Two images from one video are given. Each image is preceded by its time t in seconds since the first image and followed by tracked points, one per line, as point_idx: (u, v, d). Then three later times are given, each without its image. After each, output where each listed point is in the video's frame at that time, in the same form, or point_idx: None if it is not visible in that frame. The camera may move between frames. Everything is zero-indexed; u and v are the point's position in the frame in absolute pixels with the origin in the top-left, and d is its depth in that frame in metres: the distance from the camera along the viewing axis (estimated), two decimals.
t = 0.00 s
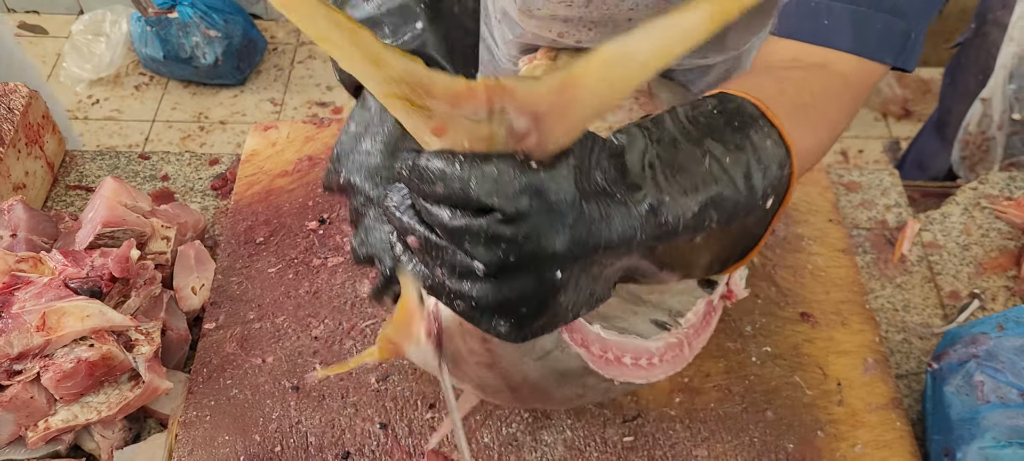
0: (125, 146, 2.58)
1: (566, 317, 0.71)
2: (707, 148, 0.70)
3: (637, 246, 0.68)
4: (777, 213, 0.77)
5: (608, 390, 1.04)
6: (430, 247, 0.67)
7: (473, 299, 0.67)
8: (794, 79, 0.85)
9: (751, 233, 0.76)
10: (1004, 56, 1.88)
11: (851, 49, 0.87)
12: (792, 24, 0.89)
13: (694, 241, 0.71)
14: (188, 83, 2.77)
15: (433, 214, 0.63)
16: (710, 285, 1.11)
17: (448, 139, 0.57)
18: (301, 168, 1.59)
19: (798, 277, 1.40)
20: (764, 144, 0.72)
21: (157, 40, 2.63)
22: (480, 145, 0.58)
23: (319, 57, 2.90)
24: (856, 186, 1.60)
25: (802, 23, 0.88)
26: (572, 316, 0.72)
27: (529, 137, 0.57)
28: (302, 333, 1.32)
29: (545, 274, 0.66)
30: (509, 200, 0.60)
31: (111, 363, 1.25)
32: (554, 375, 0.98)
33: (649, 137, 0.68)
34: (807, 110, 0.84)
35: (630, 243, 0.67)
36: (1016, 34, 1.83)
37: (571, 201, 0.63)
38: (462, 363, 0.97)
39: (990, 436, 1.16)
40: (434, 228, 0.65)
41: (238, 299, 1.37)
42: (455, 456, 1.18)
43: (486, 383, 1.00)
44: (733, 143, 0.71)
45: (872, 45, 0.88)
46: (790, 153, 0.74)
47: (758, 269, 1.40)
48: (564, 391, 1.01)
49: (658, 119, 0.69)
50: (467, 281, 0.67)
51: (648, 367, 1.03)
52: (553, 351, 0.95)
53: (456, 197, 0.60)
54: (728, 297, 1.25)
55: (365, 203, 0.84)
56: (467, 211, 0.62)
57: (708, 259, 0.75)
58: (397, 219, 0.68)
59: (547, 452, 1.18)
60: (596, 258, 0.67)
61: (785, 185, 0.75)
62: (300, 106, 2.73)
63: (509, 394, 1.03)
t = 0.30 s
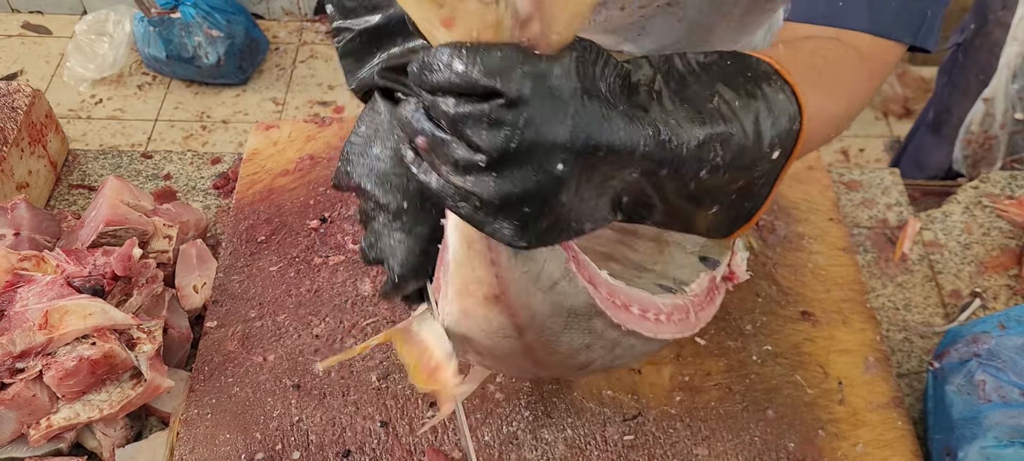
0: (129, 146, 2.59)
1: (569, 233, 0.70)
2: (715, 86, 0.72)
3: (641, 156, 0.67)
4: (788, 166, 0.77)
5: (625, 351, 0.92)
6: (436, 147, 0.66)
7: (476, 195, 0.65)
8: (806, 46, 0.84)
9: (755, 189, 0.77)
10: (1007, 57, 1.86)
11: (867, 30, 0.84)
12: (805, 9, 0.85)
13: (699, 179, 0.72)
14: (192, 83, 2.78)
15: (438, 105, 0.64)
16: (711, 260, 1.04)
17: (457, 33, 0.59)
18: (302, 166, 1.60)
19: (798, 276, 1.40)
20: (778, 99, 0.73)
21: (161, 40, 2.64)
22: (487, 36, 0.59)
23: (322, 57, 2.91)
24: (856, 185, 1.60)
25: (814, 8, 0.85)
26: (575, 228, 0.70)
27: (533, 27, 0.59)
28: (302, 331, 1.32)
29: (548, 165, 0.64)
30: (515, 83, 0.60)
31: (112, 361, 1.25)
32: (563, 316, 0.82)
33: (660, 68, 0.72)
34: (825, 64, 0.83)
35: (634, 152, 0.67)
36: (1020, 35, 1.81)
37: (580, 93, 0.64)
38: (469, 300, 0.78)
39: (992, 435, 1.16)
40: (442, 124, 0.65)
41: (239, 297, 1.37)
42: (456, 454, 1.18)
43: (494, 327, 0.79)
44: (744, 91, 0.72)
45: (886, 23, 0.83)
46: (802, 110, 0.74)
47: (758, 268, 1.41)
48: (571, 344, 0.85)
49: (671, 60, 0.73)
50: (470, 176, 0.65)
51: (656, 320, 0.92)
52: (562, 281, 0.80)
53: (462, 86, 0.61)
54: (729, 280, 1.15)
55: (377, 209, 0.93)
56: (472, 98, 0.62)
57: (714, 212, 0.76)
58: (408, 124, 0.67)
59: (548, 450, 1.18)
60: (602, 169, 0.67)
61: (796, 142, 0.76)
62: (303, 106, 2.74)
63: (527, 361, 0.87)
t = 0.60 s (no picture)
0: (129, 144, 2.59)
1: (567, 178, 0.65)
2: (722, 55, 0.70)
3: (647, 112, 0.65)
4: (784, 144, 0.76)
5: (632, 311, 0.86)
6: (444, 73, 0.62)
7: (479, 124, 0.61)
8: (814, 27, 0.86)
9: (750, 161, 0.76)
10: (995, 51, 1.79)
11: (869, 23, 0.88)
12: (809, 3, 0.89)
13: (696, 145, 0.70)
14: (192, 81, 2.78)
15: (451, 30, 0.61)
16: (714, 239, 1.04)
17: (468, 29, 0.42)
18: (305, 165, 1.60)
19: (800, 274, 1.40)
20: (783, 77, 0.73)
21: (161, 38, 2.63)
22: None
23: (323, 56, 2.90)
24: (858, 183, 1.60)
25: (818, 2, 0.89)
26: (577, 176, 0.66)
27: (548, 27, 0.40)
28: (305, 330, 1.32)
29: (552, 102, 0.61)
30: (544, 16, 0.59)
31: (114, 359, 1.25)
32: (567, 263, 0.75)
33: (671, 27, 0.69)
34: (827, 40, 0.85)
35: (642, 105, 0.64)
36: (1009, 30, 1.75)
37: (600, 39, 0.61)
38: (472, 249, 0.71)
39: (993, 433, 1.16)
40: (456, 49, 0.62)
41: (241, 295, 1.37)
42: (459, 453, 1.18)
43: (497, 278, 0.73)
44: (750, 63, 0.71)
45: (886, 17, 0.88)
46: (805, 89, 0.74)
47: (760, 266, 1.41)
48: (575, 295, 0.78)
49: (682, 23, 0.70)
50: (477, 105, 0.61)
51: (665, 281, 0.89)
52: (565, 225, 0.73)
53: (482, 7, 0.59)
54: (732, 262, 1.12)
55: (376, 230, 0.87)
56: (488, 26, 0.60)
57: (711, 177, 0.75)
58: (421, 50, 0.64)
59: (551, 448, 1.18)
60: (610, 119, 0.64)
61: (795, 119, 0.75)
62: (304, 104, 2.74)
63: (534, 324, 0.79)
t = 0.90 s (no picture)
0: (131, 143, 2.59)
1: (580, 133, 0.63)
2: (728, 26, 0.66)
3: (658, 75, 0.62)
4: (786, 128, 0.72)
5: (638, 281, 0.92)
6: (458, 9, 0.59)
7: (485, 59, 0.58)
8: (815, 15, 0.87)
9: (751, 142, 0.72)
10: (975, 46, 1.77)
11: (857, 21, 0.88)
12: None
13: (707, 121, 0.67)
14: (193, 80, 2.78)
15: None
16: (718, 228, 1.13)
17: None
18: (305, 165, 1.60)
19: (800, 274, 1.40)
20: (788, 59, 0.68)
21: (162, 37, 2.63)
22: None
23: (324, 55, 2.90)
24: (858, 183, 1.61)
25: None
26: (582, 130, 0.63)
27: None
28: (306, 329, 1.33)
29: (571, 51, 0.59)
30: None
31: (115, 359, 1.25)
32: (577, 222, 0.82)
33: None
34: None
35: (656, 67, 0.62)
36: (989, 23, 1.72)
37: None
38: (483, 205, 0.78)
39: (994, 434, 1.16)
40: None
41: (242, 295, 1.38)
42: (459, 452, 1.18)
43: (505, 235, 0.80)
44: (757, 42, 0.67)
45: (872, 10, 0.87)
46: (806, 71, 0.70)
47: (760, 266, 1.41)
48: (584, 257, 0.85)
49: None
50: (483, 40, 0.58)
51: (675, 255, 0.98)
52: (575, 183, 0.79)
53: None
54: (734, 252, 1.25)
55: (362, 181, 0.77)
56: None
57: (713, 157, 0.71)
58: None
59: (551, 448, 1.18)
60: (624, 76, 0.62)
61: (796, 101, 0.71)
62: (305, 104, 2.74)
63: (538, 288, 0.86)
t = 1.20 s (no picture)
0: (127, 142, 2.59)
1: (648, 173, 0.72)
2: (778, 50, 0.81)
3: (731, 112, 0.73)
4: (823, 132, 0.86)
5: (672, 304, 0.93)
6: (543, 56, 0.68)
7: (577, 113, 0.67)
8: None
9: (789, 149, 0.87)
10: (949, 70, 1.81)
11: None
12: None
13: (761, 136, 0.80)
14: (190, 79, 2.77)
15: (562, 18, 0.66)
16: (732, 240, 1.11)
17: None
18: (305, 164, 1.60)
19: (799, 273, 1.40)
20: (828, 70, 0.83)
21: (161, 36, 2.63)
22: None
23: (322, 54, 2.90)
24: (857, 183, 1.62)
25: None
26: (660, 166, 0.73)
27: None
28: (306, 329, 1.33)
29: (656, 101, 0.67)
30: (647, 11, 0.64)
31: (115, 358, 1.25)
32: (627, 253, 0.81)
33: (745, 22, 0.78)
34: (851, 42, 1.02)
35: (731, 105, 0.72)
36: (959, 49, 1.75)
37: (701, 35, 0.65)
38: (535, 231, 0.77)
39: (991, 433, 1.17)
40: (558, 35, 0.67)
41: (242, 294, 1.37)
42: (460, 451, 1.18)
43: (554, 261, 0.80)
44: (804, 57, 0.82)
45: None
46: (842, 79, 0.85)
47: (760, 265, 1.42)
48: (628, 285, 0.84)
49: (748, 18, 0.80)
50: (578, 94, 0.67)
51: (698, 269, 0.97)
52: (633, 217, 0.79)
53: (599, 1, 0.65)
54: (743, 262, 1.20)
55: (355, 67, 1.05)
56: (603, 18, 0.65)
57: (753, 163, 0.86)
58: (517, 30, 0.69)
59: (551, 447, 1.18)
60: (700, 119, 0.73)
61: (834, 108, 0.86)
62: (303, 103, 2.74)
63: (578, 309, 0.86)
